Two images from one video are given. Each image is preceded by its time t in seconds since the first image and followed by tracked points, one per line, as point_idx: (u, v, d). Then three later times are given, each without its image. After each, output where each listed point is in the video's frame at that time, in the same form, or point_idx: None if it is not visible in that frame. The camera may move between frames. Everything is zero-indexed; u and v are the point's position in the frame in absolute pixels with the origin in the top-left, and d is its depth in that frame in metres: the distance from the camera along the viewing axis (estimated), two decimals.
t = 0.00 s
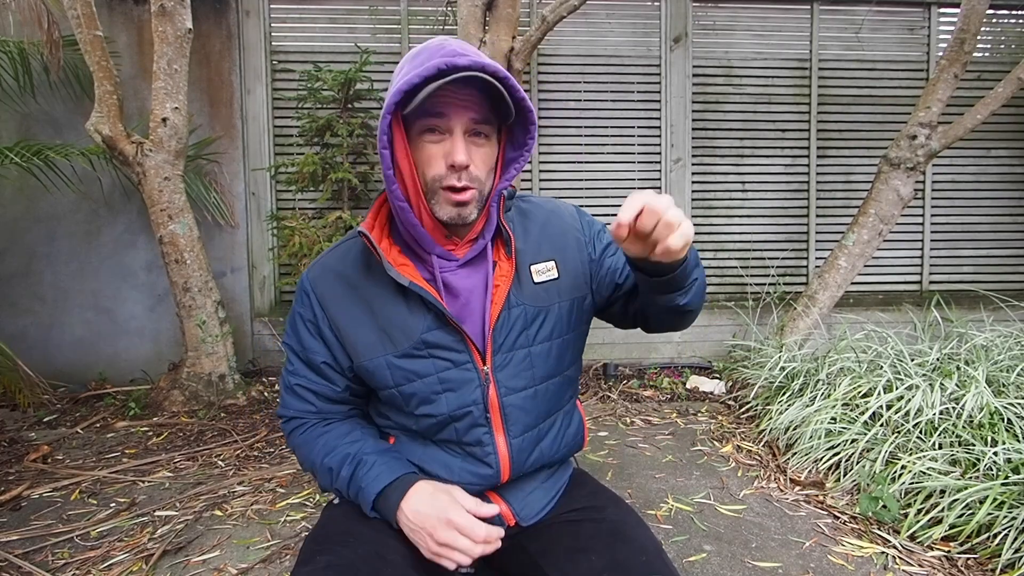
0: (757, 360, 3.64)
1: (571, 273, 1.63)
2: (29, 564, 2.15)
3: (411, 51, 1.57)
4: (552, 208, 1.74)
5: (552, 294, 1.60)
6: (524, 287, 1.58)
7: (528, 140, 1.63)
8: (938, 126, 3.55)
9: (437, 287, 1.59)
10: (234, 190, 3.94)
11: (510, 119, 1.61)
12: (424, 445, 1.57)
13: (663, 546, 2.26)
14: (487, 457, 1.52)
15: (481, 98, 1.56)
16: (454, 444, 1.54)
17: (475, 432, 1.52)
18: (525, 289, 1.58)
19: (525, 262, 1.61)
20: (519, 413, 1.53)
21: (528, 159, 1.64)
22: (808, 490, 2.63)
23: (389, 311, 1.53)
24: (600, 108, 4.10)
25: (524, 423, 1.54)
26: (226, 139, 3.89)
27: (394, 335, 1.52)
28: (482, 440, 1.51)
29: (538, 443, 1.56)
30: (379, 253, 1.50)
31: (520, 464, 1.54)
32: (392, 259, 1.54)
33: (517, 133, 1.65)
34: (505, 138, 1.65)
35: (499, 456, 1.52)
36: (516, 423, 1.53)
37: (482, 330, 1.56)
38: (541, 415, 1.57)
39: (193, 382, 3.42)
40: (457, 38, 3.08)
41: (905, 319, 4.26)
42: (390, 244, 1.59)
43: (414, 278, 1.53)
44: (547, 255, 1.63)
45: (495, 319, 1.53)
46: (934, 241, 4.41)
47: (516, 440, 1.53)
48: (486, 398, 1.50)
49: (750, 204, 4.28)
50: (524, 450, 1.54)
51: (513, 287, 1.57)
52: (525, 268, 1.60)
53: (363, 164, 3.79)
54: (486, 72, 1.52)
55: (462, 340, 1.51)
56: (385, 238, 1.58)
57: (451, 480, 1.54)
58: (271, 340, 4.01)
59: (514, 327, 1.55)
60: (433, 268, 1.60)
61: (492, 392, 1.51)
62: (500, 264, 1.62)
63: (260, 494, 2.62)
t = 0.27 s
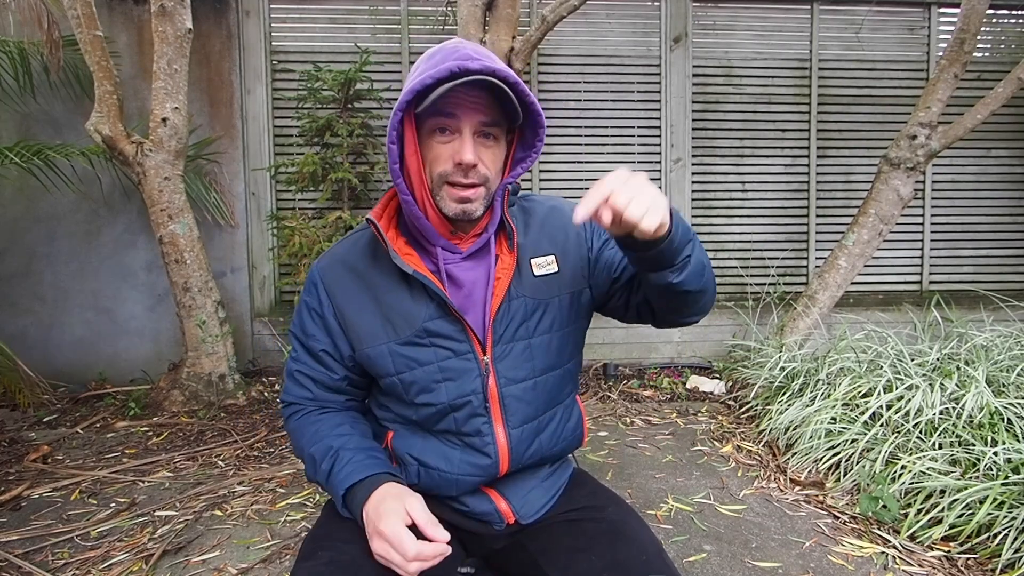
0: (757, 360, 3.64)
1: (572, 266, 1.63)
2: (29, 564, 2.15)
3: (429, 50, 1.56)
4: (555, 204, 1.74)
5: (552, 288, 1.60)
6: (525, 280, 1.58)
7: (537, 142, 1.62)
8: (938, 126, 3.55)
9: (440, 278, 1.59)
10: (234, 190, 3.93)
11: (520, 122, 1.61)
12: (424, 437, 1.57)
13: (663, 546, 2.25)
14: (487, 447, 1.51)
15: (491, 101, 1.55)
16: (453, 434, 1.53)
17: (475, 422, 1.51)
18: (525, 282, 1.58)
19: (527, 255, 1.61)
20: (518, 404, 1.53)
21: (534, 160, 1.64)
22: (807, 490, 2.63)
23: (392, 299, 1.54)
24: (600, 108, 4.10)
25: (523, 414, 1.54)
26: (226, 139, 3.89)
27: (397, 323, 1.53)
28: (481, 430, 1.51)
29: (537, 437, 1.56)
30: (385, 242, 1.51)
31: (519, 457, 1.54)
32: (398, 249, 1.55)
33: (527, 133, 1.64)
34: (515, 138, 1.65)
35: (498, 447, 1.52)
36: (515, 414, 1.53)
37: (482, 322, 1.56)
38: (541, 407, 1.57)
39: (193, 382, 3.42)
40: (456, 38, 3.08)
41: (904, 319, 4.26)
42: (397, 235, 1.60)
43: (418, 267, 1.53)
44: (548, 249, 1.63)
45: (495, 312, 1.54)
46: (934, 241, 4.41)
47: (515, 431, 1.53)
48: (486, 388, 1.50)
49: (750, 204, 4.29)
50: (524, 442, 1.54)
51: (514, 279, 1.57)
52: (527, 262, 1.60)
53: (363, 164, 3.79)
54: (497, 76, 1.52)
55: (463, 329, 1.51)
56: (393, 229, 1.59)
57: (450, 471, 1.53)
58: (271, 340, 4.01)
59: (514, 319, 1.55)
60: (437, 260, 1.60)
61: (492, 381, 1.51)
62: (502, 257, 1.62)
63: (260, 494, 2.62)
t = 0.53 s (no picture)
0: (757, 360, 3.64)
1: (571, 267, 1.62)
2: (29, 564, 2.15)
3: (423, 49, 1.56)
4: (554, 205, 1.74)
5: (550, 288, 1.59)
6: (523, 281, 1.58)
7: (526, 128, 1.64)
8: (938, 126, 3.55)
9: (439, 278, 1.60)
10: (234, 190, 3.93)
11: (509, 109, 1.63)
12: (424, 438, 1.57)
13: (663, 546, 2.25)
14: (485, 450, 1.52)
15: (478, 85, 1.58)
16: (452, 437, 1.53)
17: (473, 425, 1.51)
18: (524, 284, 1.57)
19: (525, 256, 1.60)
20: (517, 407, 1.53)
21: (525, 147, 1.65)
22: (808, 490, 2.63)
23: (392, 300, 1.54)
24: (600, 108, 4.10)
25: (522, 416, 1.54)
26: (226, 139, 3.89)
27: (396, 323, 1.52)
28: (480, 432, 1.51)
29: (535, 439, 1.56)
30: (384, 240, 1.51)
31: (518, 459, 1.54)
32: (398, 248, 1.55)
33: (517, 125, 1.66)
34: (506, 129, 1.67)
35: (496, 449, 1.52)
36: (513, 416, 1.53)
37: (481, 322, 1.56)
38: (539, 409, 1.57)
39: (193, 382, 3.42)
40: (456, 38, 3.08)
41: (905, 319, 4.26)
42: (397, 232, 1.60)
43: (418, 267, 1.54)
44: (547, 250, 1.63)
45: (493, 312, 1.53)
46: (934, 241, 4.41)
47: (513, 433, 1.53)
48: (484, 390, 1.50)
49: (750, 204, 4.29)
50: (522, 444, 1.54)
51: (512, 280, 1.57)
52: (525, 263, 1.60)
53: (363, 164, 3.79)
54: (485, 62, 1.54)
55: (462, 331, 1.51)
56: (393, 227, 1.60)
57: (449, 473, 1.53)
58: (271, 340, 4.01)
59: (512, 320, 1.54)
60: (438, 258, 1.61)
61: (491, 381, 1.51)
62: (501, 258, 1.61)
63: (260, 494, 2.62)
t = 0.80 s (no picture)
0: (757, 360, 3.64)
1: (571, 271, 1.63)
2: (29, 563, 2.15)
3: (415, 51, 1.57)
4: (554, 206, 1.74)
5: (550, 291, 1.60)
6: (524, 285, 1.58)
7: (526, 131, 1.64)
8: (938, 126, 3.55)
9: (439, 283, 1.59)
10: (234, 190, 3.93)
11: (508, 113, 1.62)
12: (424, 441, 1.57)
13: (663, 546, 2.25)
14: (487, 455, 1.52)
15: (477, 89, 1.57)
16: (453, 441, 1.53)
17: (474, 430, 1.51)
18: (524, 288, 1.58)
19: (525, 260, 1.61)
20: (518, 411, 1.53)
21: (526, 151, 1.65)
22: (808, 490, 2.63)
23: (391, 305, 1.54)
24: (600, 108, 4.10)
25: (523, 420, 1.54)
26: (226, 139, 3.89)
27: (396, 329, 1.52)
28: (481, 437, 1.51)
29: (536, 442, 1.56)
30: (382, 248, 1.51)
31: (519, 462, 1.55)
32: (396, 254, 1.55)
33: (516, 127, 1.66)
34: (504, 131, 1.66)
35: (497, 454, 1.52)
36: (515, 421, 1.53)
37: (482, 327, 1.56)
38: (540, 413, 1.57)
39: (193, 382, 3.42)
40: (456, 38, 3.08)
41: (904, 319, 4.26)
42: (395, 238, 1.60)
43: (417, 273, 1.53)
44: (547, 253, 1.63)
45: (494, 318, 1.53)
46: (934, 241, 4.41)
47: (515, 437, 1.53)
48: (485, 395, 1.50)
49: (750, 205, 4.29)
50: (523, 448, 1.54)
51: (512, 284, 1.57)
52: (525, 266, 1.60)
53: (363, 164, 3.79)
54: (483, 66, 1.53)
55: (462, 336, 1.51)
56: (390, 233, 1.59)
57: (450, 475, 1.54)
58: (271, 340, 4.01)
59: (513, 324, 1.54)
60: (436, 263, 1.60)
61: (492, 387, 1.51)
62: (500, 261, 1.62)
63: (260, 494, 2.62)
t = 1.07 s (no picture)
0: (757, 360, 3.64)
1: (570, 276, 1.63)
2: (29, 564, 2.15)
3: (401, 55, 1.58)
4: (552, 209, 1.74)
5: (548, 295, 1.60)
6: (523, 290, 1.58)
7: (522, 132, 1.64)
8: (938, 126, 3.55)
9: (437, 288, 1.59)
10: (234, 190, 3.93)
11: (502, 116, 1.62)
12: (424, 445, 1.57)
13: (663, 546, 2.26)
14: (486, 460, 1.52)
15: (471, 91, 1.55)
16: (452, 445, 1.54)
17: (473, 435, 1.51)
18: (523, 292, 1.58)
19: (523, 264, 1.60)
20: (517, 417, 1.53)
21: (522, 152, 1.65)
22: (807, 490, 2.63)
23: (390, 310, 1.54)
24: (600, 108, 4.10)
25: (522, 425, 1.54)
26: (226, 139, 3.89)
27: (394, 334, 1.52)
28: (480, 442, 1.51)
29: (535, 446, 1.56)
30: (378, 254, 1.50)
31: (518, 466, 1.55)
32: (392, 259, 1.54)
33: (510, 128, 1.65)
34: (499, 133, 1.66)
35: (497, 459, 1.52)
36: (514, 426, 1.53)
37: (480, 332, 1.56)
38: (539, 417, 1.57)
39: (193, 382, 3.42)
40: (457, 38, 3.08)
41: (904, 319, 4.26)
42: (391, 244, 1.59)
43: (414, 279, 1.53)
44: (546, 257, 1.63)
45: (491, 323, 1.53)
46: (934, 241, 4.41)
47: (514, 443, 1.53)
48: (483, 401, 1.50)
49: (750, 205, 4.29)
50: (522, 452, 1.54)
51: (511, 289, 1.57)
52: (523, 270, 1.60)
53: (364, 164, 3.79)
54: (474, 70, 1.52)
55: (461, 342, 1.51)
56: (386, 239, 1.58)
57: (450, 478, 1.54)
58: (271, 340, 4.01)
59: (512, 330, 1.54)
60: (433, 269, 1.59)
61: (491, 392, 1.51)
62: (499, 266, 1.61)
63: (260, 494, 2.62)
